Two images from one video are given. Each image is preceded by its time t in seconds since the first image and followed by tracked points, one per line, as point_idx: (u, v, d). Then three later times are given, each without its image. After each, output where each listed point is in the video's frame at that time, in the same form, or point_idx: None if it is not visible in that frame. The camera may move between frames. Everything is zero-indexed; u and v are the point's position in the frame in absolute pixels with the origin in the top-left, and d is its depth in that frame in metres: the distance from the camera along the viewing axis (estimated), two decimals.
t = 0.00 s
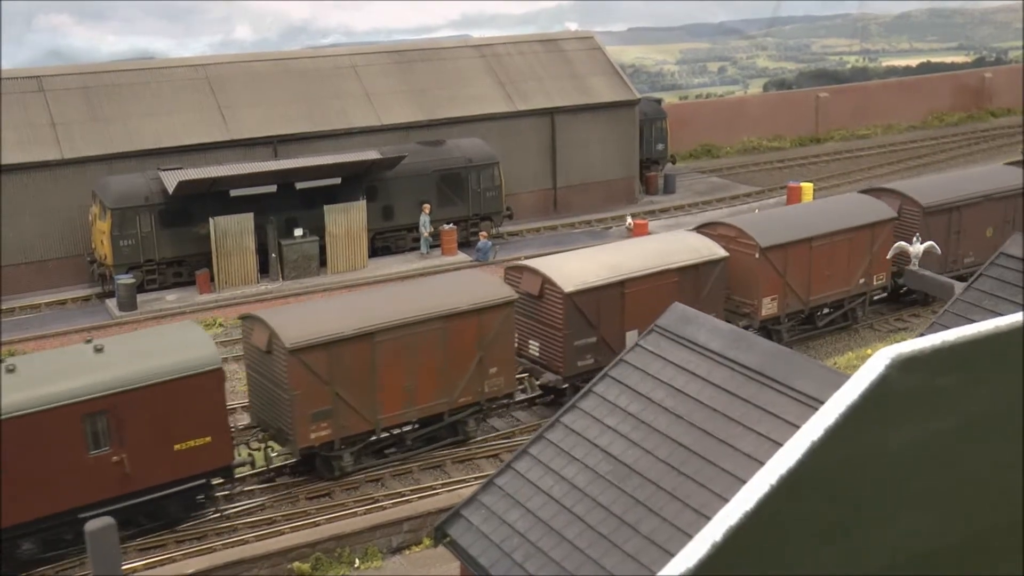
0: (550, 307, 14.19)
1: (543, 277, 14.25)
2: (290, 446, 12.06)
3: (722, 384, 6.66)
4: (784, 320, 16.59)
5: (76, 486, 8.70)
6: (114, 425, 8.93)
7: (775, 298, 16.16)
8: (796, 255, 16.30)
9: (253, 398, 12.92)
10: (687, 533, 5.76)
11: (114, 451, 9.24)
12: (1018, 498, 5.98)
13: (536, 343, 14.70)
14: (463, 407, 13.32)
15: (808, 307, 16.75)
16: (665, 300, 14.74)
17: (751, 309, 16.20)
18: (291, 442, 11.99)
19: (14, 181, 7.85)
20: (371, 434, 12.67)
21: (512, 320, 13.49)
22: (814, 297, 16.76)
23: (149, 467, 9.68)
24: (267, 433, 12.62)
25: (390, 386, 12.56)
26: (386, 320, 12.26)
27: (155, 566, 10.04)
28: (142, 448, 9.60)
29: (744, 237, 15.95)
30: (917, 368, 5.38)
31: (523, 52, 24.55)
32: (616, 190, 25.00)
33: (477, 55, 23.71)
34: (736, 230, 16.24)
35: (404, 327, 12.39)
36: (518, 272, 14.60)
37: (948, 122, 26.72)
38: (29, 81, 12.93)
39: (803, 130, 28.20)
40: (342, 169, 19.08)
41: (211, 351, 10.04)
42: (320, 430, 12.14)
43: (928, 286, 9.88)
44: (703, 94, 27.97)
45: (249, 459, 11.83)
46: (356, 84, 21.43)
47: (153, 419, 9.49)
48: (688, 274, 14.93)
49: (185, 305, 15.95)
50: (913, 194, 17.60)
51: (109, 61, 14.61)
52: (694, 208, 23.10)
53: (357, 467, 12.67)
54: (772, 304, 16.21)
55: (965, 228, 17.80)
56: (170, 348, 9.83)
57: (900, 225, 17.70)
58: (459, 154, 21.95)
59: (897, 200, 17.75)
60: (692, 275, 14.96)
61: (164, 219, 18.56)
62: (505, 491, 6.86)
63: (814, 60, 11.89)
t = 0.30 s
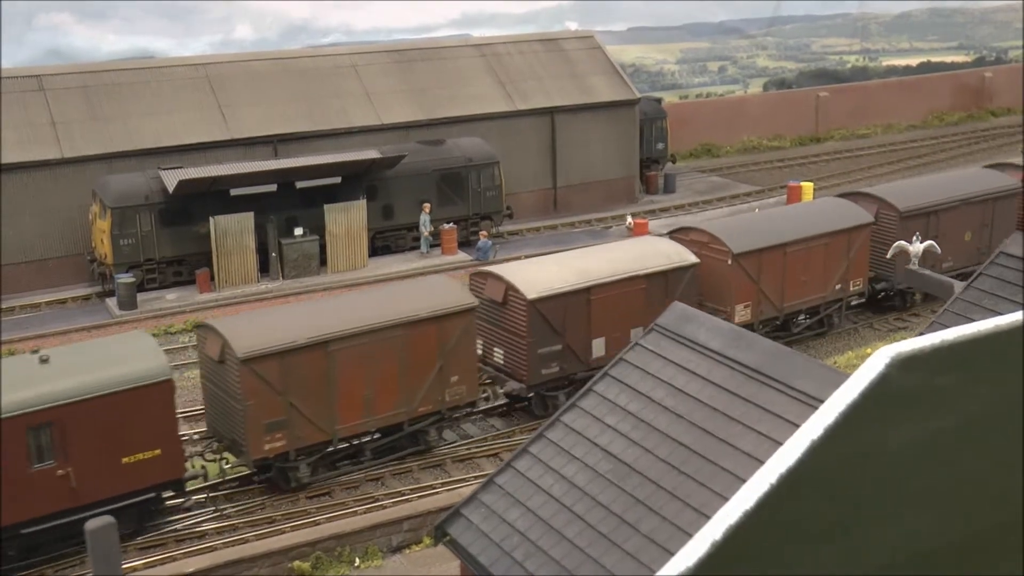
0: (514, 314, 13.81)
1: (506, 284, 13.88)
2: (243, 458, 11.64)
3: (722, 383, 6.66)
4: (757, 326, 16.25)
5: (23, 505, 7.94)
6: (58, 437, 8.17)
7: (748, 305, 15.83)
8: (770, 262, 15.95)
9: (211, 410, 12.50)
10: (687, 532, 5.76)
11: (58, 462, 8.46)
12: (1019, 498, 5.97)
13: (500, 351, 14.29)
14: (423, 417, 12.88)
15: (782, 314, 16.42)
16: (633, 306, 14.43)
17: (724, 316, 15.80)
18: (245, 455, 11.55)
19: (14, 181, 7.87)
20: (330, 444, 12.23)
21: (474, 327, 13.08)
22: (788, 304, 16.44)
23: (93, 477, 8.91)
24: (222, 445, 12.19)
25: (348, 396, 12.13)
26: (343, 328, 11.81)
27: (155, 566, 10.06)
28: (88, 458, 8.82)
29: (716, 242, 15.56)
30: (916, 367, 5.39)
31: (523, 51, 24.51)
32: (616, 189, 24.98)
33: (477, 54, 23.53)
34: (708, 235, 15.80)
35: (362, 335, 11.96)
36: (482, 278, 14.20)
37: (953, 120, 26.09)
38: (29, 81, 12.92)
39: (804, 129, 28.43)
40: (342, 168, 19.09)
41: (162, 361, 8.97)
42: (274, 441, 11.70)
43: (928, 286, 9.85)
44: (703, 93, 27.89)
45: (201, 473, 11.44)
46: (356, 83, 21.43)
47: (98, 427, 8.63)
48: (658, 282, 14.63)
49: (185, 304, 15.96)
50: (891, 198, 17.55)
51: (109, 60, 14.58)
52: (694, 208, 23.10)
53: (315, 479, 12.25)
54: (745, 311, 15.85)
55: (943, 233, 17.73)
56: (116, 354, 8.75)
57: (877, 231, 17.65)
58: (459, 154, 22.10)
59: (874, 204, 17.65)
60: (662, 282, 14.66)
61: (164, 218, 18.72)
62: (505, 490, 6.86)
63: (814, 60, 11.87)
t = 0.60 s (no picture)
0: (480, 320, 13.43)
1: (472, 289, 13.49)
2: (198, 469, 11.21)
3: (725, 381, 6.66)
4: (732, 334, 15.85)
5: None
6: None
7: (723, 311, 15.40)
8: (746, 267, 15.55)
9: (168, 419, 12.03)
10: (688, 530, 5.77)
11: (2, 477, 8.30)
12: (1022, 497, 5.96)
13: (467, 357, 13.93)
14: (385, 426, 12.48)
15: (758, 320, 15.97)
16: (603, 313, 14.06)
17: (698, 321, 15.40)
18: (200, 466, 11.11)
19: (14, 181, 7.85)
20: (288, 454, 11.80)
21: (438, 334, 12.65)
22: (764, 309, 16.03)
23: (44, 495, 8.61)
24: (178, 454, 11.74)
25: (307, 406, 11.68)
26: (300, 336, 11.36)
27: (157, 564, 10.08)
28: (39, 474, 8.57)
29: (690, 246, 15.16)
30: (917, 366, 5.39)
31: (524, 50, 24.48)
32: (617, 188, 24.96)
33: (478, 52, 23.75)
34: (682, 240, 15.41)
35: (321, 343, 11.51)
36: (448, 282, 13.81)
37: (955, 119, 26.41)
38: (30, 79, 12.91)
39: (805, 127, 28.15)
40: (342, 167, 19.11)
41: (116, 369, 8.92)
42: (230, 452, 11.26)
43: (930, 285, 9.93)
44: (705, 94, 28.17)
45: (156, 484, 10.95)
46: (357, 82, 21.42)
47: (50, 444, 8.54)
48: (629, 287, 14.22)
49: (185, 302, 15.96)
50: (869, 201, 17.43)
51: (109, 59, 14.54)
52: (695, 207, 23.11)
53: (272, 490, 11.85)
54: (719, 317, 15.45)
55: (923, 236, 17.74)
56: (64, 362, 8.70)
57: (857, 235, 17.47)
58: (459, 153, 22.02)
59: (853, 206, 17.56)
60: (632, 288, 14.24)
61: (164, 216, 18.65)
62: (506, 488, 6.87)
63: (815, 58, 11.86)
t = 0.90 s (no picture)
0: (449, 325, 13.32)
1: (441, 293, 13.38)
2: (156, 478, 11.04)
3: (726, 379, 6.66)
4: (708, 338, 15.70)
5: None
6: None
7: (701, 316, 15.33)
8: (724, 270, 15.45)
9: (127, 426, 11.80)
10: (689, 528, 5.77)
11: None
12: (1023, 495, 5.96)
13: (435, 362, 13.82)
14: (349, 433, 12.37)
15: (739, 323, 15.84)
16: (575, 318, 13.93)
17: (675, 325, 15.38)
18: (157, 475, 10.95)
19: (15, 179, 7.77)
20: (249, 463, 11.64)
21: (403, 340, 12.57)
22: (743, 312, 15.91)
23: None
24: (136, 462, 11.44)
25: (268, 414, 11.58)
26: (260, 343, 11.25)
27: (157, 561, 10.09)
28: None
29: (666, 250, 15.07)
30: (919, 363, 5.38)
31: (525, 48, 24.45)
32: (617, 187, 24.94)
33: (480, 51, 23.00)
34: (658, 244, 15.35)
35: (282, 351, 11.41)
36: (417, 286, 13.71)
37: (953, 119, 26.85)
38: (31, 77, 12.88)
39: (806, 125, 27.73)
40: (343, 165, 19.16)
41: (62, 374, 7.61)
42: (189, 461, 11.11)
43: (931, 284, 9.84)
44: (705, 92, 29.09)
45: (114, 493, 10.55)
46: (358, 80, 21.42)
47: None
48: (603, 292, 14.10)
49: (186, 301, 15.97)
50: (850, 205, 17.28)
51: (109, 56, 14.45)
52: (696, 206, 23.15)
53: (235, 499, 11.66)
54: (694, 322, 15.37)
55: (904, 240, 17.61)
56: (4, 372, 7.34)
57: (837, 238, 17.30)
58: (460, 151, 22.73)
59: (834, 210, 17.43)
60: (607, 292, 14.10)
61: (164, 213, 18.91)
62: (507, 486, 6.86)
63: (817, 57, 11.85)
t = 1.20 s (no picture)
0: (410, 333, 12.94)
1: (401, 300, 13.03)
2: (105, 492, 10.59)
3: (725, 379, 6.67)
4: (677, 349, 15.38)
5: None
6: None
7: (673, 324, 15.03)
8: (698, 276, 15.11)
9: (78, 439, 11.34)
10: (689, 528, 5.77)
11: None
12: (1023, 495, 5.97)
13: (397, 371, 13.43)
14: (306, 445, 11.92)
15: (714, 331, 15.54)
16: (542, 325, 13.57)
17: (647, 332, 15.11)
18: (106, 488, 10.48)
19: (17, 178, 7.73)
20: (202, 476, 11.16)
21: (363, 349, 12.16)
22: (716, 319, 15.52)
23: None
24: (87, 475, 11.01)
25: (223, 425, 11.11)
26: (211, 352, 10.81)
27: (157, 561, 10.12)
28: None
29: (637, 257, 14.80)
30: (918, 364, 5.39)
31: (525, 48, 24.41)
32: (618, 187, 24.99)
33: (480, 51, 23.76)
34: (629, 250, 15.07)
35: (235, 360, 10.98)
36: (378, 293, 13.36)
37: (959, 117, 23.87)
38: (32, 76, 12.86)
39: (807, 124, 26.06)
40: (343, 164, 19.14)
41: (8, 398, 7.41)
42: (139, 474, 10.66)
43: (933, 284, 9.88)
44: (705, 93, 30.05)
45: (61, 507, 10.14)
46: (358, 79, 21.40)
47: None
48: (569, 298, 13.76)
49: (186, 300, 15.95)
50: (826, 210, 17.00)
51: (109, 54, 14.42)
52: (696, 206, 23.15)
53: (187, 513, 11.21)
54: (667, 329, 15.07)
55: (883, 244, 17.48)
56: None
57: (815, 244, 16.99)
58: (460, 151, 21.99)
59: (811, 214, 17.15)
60: (573, 300, 13.75)
61: (165, 213, 18.17)
62: (506, 485, 6.88)
63: (817, 58, 11.81)
